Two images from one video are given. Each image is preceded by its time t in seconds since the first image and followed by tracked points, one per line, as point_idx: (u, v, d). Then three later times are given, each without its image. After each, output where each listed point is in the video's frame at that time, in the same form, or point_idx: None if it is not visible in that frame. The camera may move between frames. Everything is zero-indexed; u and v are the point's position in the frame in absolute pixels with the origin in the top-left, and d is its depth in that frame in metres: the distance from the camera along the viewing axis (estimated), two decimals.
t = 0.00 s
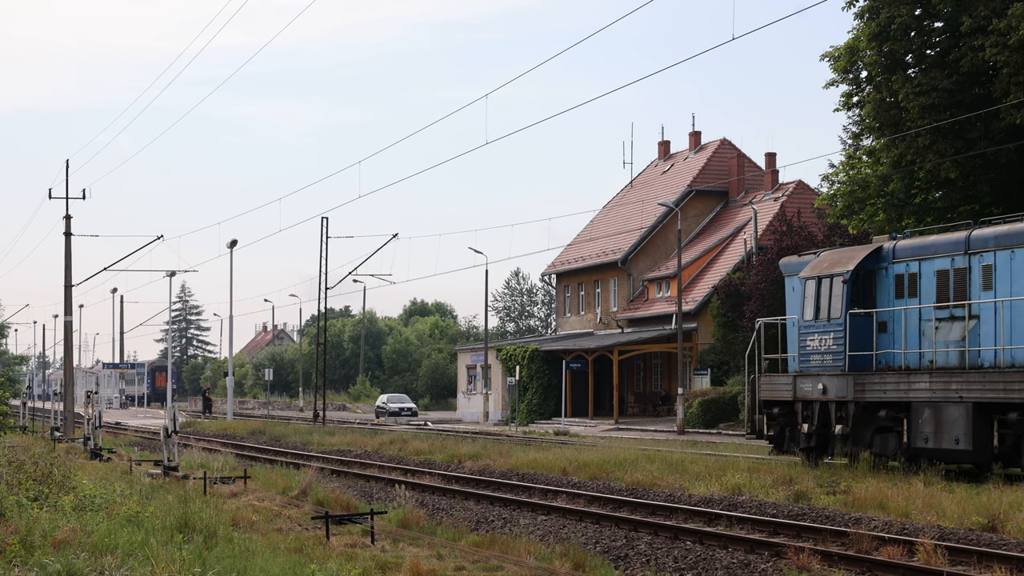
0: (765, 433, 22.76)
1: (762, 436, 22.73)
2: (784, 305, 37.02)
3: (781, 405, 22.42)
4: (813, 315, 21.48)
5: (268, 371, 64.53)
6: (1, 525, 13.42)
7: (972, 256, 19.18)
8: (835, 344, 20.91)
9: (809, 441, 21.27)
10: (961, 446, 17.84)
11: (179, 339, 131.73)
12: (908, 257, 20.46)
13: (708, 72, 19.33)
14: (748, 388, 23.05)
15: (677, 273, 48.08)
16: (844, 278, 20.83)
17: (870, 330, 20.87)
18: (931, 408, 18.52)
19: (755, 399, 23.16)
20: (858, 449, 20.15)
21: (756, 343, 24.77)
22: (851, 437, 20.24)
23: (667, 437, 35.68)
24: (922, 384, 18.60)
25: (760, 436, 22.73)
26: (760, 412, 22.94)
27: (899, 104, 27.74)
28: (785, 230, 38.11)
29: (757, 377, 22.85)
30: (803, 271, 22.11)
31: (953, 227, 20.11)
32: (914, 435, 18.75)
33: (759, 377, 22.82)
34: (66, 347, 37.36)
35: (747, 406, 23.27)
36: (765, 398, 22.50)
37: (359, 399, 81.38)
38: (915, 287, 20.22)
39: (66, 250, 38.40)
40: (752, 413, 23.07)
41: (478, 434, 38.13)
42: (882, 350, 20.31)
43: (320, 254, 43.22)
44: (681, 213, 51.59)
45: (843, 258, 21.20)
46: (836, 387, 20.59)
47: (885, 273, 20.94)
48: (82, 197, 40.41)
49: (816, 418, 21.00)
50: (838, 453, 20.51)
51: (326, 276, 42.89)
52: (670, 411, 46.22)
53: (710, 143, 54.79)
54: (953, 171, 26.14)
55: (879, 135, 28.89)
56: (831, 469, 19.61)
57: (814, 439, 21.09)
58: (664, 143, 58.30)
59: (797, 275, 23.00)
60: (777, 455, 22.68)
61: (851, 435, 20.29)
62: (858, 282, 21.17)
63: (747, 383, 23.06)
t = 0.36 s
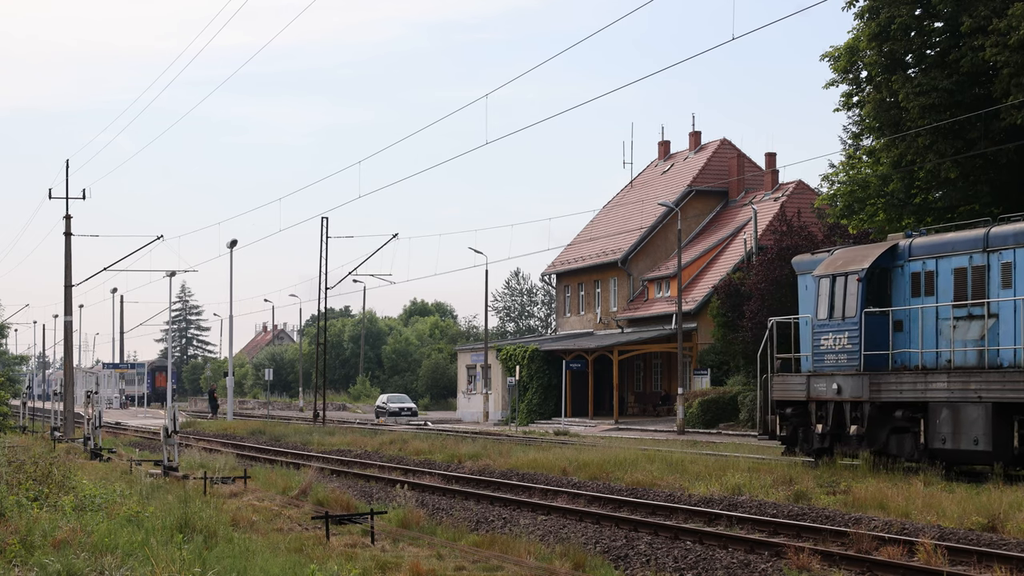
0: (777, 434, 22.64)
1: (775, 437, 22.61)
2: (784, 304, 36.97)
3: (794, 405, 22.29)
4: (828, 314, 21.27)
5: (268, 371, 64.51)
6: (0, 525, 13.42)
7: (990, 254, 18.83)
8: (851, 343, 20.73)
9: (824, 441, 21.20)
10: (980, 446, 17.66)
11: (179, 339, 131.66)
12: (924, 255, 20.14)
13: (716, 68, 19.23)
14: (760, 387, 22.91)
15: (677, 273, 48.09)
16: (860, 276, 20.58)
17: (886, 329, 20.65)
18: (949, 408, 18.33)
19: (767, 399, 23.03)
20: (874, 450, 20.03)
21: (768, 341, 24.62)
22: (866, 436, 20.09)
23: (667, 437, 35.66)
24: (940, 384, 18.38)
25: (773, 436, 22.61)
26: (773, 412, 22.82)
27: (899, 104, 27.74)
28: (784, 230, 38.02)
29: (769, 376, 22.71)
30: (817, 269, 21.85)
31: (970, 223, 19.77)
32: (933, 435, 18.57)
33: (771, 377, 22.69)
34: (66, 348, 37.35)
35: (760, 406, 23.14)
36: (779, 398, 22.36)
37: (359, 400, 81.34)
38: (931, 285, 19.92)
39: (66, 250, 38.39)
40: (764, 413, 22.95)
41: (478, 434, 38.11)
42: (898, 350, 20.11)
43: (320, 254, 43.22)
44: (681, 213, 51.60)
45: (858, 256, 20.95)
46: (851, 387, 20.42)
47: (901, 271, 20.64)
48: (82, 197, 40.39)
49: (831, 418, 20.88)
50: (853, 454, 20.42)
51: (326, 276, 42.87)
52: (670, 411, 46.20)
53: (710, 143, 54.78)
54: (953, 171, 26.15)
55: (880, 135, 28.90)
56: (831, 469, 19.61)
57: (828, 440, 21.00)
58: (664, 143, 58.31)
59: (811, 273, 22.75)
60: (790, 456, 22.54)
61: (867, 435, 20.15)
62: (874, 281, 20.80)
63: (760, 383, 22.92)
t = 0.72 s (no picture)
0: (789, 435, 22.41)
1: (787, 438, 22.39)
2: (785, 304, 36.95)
3: (806, 405, 22.07)
4: (841, 313, 21.14)
5: (268, 370, 64.52)
6: (0, 525, 13.42)
7: (1008, 251, 18.47)
8: (865, 343, 20.53)
9: (838, 442, 21.00)
10: (998, 447, 17.28)
11: (179, 339, 131.65)
12: (940, 253, 19.84)
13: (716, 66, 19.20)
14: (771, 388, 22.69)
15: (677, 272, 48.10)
16: (873, 274, 20.35)
17: (900, 328, 20.42)
18: (966, 408, 17.99)
19: (779, 399, 22.81)
20: (890, 451, 19.79)
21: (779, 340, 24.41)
22: (881, 437, 19.84)
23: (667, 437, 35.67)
24: (957, 383, 17.99)
25: (785, 437, 22.38)
26: (785, 413, 22.60)
27: (899, 104, 27.75)
28: (784, 230, 37.91)
29: (781, 376, 22.50)
30: (830, 267, 21.68)
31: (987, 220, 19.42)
32: (950, 436, 18.26)
33: (783, 377, 22.46)
34: (66, 348, 37.33)
35: (771, 406, 22.92)
36: (791, 399, 22.14)
37: (359, 400, 81.33)
38: (948, 284, 19.64)
39: (66, 250, 38.39)
40: (776, 414, 22.74)
41: (478, 434, 38.11)
42: (913, 349, 19.86)
43: (320, 254, 43.23)
44: (681, 213, 51.60)
45: (872, 254, 20.69)
46: (864, 387, 20.15)
47: (916, 270, 20.34)
48: (82, 197, 40.37)
49: (844, 419, 20.66)
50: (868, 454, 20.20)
51: (326, 276, 42.88)
52: (670, 411, 46.20)
53: (710, 143, 54.80)
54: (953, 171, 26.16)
55: (880, 135, 28.91)
56: (830, 469, 19.62)
57: (842, 440, 20.80)
58: (664, 143, 58.32)
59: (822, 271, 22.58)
60: (802, 456, 22.31)
61: (881, 436, 19.88)
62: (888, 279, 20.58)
63: (771, 383, 22.70)
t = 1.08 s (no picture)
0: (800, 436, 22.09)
1: (798, 439, 22.08)
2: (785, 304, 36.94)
3: (818, 405, 21.75)
4: (855, 312, 20.78)
5: (268, 371, 64.54)
6: (0, 525, 13.43)
7: None
8: (878, 342, 20.14)
9: (850, 442, 20.67)
10: (1015, 448, 16.90)
11: (179, 339, 131.66)
12: (956, 251, 19.47)
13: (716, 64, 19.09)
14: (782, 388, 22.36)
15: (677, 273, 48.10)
16: (887, 273, 20.00)
17: (914, 328, 20.00)
18: (982, 408, 17.61)
19: (790, 400, 22.50)
20: (904, 452, 19.43)
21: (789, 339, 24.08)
22: (894, 438, 19.48)
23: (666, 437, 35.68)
24: (973, 383, 17.68)
25: (796, 438, 22.07)
26: (795, 414, 22.30)
27: (899, 104, 27.75)
28: (784, 230, 37.81)
29: (792, 377, 22.18)
30: (843, 266, 21.38)
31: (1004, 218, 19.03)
32: (965, 437, 17.85)
33: (794, 377, 22.18)
34: (66, 348, 37.37)
35: (782, 407, 22.61)
36: (802, 399, 21.83)
37: (359, 400, 81.36)
38: (963, 282, 19.23)
39: (65, 249, 38.41)
40: (787, 415, 22.43)
41: (478, 434, 38.13)
42: (927, 348, 19.43)
43: (320, 254, 43.27)
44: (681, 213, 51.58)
45: (885, 252, 20.35)
46: (877, 387, 19.80)
47: (930, 268, 19.99)
48: (82, 196, 40.41)
49: (857, 419, 20.32)
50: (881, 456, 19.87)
51: (326, 276, 42.90)
52: (670, 411, 46.20)
53: (710, 143, 54.80)
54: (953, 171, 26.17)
55: (880, 135, 28.91)
56: (830, 469, 19.64)
57: (855, 441, 20.47)
58: (664, 142, 58.36)
59: (835, 270, 22.38)
60: (813, 457, 22.01)
61: (895, 437, 19.52)
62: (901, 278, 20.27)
63: (782, 384, 22.40)
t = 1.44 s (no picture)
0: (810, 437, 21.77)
1: (808, 440, 21.76)
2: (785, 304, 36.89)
3: (829, 406, 21.44)
4: (866, 311, 20.47)
5: (268, 371, 64.53)
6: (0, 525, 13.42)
7: None
8: (891, 342, 19.85)
9: (862, 443, 20.36)
10: None
11: (179, 339, 131.63)
12: (970, 249, 19.24)
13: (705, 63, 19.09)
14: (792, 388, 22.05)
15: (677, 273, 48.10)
16: (900, 271, 19.70)
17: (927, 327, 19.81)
18: (998, 408, 17.39)
19: (800, 400, 22.17)
20: (917, 453, 19.13)
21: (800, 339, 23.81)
22: (907, 438, 19.18)
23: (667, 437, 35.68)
24: (989, 383, 17.47)
25: (806, 438, 21.75)
26: (805, 414, 21.99)
27: (899, 104, 27.75)
28: (784, 230, 37.77)
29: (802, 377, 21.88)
30: (854, 264, 21.06)
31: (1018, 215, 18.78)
32: (980, 438, 17.63)
33: (805, 377, 21.86)
34: (66, 348, 37.37)
35: (792, 408, 22.30)
36: (812, 399, 21.48)
37: (359, 400, 81.38)
38: (977, 281, 19.01)
39: (66, 249, 38.41)
40: (797, 415, 22.11)
41: (478, 434, 38.14)
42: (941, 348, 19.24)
43: (321, 254, 43.29)
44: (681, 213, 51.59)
45: (899, 250, 20.07)
46: (891, 387, 19.52)
47: (944, 267, 19.77)
48: (82, 197, 40.45)
49: (869, 419, 20.00)
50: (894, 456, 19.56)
51: (326, 276, 42.93)
52: (670, 411, 46.19)
53: (710, 143, 54.81)
54: (953, 171, 26.16)
55: (880, 135, 28.90)
56: (831, 469, 19.64)
57: (866, 442, 20.16)
58: (664, 142, 58.37)
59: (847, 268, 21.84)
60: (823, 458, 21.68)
61: (908, 437, 19.22)
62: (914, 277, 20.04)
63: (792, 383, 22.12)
